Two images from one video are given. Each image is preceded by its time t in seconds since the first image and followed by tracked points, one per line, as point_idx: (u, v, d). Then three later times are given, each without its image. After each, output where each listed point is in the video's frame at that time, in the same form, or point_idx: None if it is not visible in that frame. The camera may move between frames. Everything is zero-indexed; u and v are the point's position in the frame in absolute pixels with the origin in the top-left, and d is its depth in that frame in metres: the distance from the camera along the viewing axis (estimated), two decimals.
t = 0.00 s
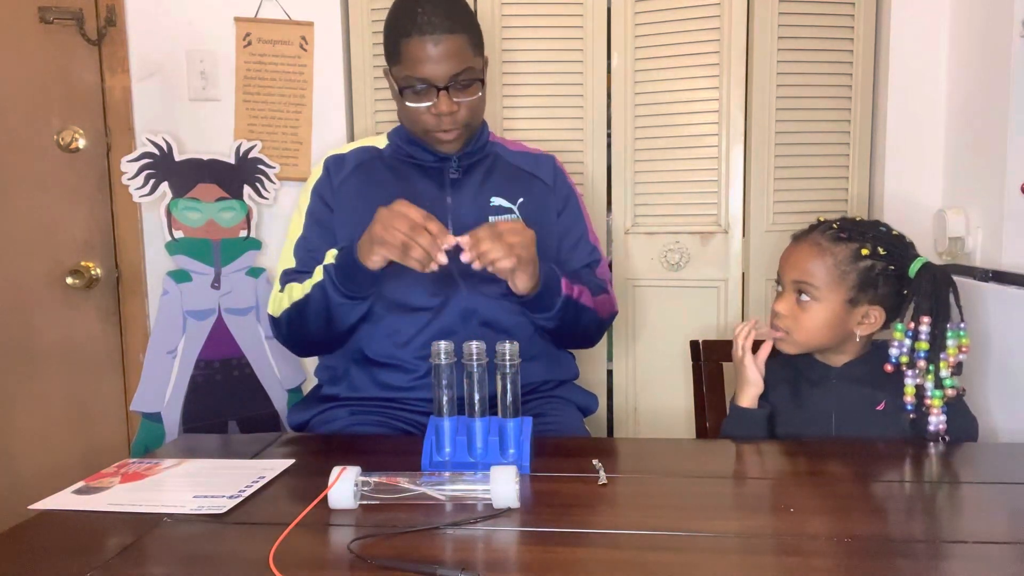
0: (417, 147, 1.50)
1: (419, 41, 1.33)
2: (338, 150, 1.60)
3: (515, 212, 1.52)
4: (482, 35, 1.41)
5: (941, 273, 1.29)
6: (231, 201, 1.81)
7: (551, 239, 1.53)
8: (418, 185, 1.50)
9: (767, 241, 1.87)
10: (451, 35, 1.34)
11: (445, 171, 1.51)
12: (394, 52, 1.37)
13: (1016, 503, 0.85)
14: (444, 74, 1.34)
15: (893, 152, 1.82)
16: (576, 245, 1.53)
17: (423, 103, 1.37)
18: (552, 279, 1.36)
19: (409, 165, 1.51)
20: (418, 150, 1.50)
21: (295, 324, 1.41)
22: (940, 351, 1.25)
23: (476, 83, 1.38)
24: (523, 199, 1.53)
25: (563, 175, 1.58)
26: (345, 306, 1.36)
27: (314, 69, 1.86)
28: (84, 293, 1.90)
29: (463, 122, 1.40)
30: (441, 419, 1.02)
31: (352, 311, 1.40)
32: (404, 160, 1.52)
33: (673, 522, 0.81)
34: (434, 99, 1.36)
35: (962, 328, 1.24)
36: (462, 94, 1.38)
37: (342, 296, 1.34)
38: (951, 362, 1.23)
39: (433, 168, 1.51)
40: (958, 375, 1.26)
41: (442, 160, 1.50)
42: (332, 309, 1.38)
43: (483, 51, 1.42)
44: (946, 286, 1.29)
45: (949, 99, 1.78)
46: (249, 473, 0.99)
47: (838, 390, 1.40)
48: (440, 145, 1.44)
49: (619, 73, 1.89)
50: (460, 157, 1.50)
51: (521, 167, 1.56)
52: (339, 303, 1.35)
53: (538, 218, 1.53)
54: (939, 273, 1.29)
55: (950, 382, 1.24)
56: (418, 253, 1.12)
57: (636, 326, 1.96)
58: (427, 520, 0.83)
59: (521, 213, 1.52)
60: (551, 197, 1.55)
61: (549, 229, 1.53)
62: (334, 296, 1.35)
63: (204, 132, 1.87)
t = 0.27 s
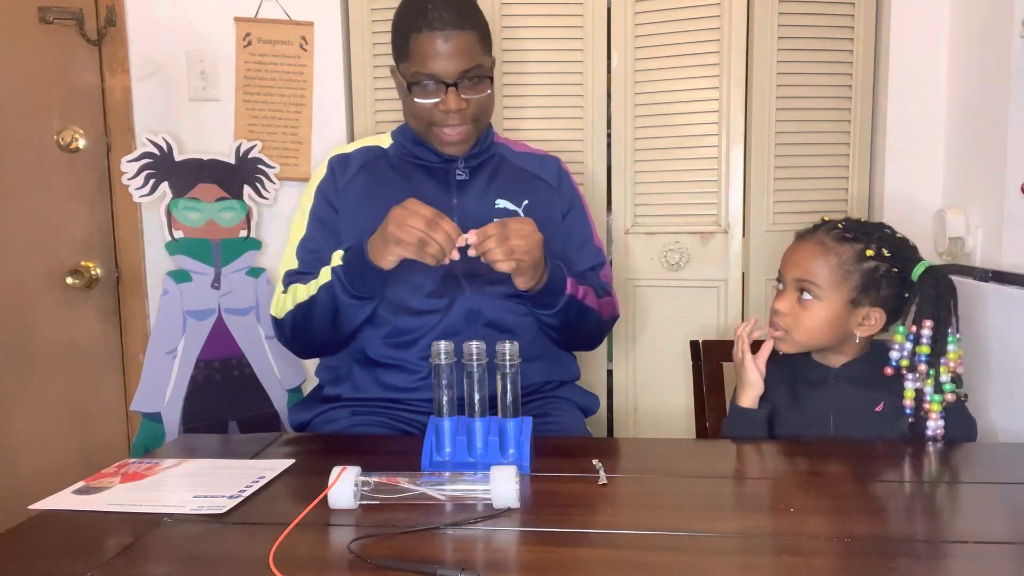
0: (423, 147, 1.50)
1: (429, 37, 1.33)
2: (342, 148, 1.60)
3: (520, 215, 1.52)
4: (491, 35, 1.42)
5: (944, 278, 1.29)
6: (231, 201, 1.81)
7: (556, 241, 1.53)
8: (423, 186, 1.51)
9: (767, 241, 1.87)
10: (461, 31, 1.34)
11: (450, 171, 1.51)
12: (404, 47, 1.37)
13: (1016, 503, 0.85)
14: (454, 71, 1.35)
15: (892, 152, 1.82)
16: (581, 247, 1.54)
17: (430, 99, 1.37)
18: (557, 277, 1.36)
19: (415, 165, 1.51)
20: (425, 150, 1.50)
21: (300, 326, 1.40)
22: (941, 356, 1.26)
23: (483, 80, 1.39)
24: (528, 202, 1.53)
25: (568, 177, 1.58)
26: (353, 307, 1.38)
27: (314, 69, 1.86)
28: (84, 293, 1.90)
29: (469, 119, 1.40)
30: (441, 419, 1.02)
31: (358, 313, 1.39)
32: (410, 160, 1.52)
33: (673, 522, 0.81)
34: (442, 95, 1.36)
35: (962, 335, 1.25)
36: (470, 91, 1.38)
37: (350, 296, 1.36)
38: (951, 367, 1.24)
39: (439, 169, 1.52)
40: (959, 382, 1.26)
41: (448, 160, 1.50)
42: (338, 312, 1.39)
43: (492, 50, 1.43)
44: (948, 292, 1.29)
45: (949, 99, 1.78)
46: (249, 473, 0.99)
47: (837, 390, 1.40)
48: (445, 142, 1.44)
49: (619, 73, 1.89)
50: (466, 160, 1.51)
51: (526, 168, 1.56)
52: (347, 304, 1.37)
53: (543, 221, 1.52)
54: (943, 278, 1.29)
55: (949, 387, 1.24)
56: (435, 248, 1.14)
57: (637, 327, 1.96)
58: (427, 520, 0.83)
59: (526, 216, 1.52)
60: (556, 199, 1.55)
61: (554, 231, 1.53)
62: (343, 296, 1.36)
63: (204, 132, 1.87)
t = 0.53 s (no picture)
0: (428, 144, 1.50)
1: (430, 25, 1.34)
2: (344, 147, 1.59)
3: (524, 216, 1.52)
4: (494, 29, 1.43)
5: (944, 274, 1.29)
6: (232, 201, 1.81)
7: (561, 241, 1.53)
8: (427, 185, 1.50)
9: (767, 241, 1.87)
10: (462, 20, 1.35)
11: (456, 168, 1.51)
12: (405, 39, 1.38)
13: (1016, 503, 0.85)
14: (454, 58, 1.35)
15: (892, 152, 1.82)
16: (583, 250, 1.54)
17: (430, 87, 1.37)
18: (552, 289, 1.36)
19: (419, 166, 1.51)
20: (430, 147, 1.50)
21: (304, 328, 1.40)
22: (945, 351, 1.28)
23: (485, 70, 1.39)
24: (532, 204, 1.53)
25: (573, 179, 1.58)
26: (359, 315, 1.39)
27: (314, 69, 1.86)
28: (84, 293, 1.90)
29: (471, 109, 1.40)
30: (441, 419, 1.02)
31: (364, 322, 1.41)
32: (414, 160, 1.52)
33: (673, 522, 0.81)
34: (442, 83, 1.36)
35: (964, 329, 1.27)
36: (471, 81, 1.38)
37: (358, 307, 1.36)
38: (957, 362, 1.26)
39: (443, 168, 1.52)
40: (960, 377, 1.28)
41: (454, 151, 1.50)
42: (343, 320, 1.40)
43: (494, 45, 1.44)
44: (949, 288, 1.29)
45: (949, 99, 1.78)
46: (248, 473, 0.99)
47: (837, 391, 1.40)
48: (447, 132, 1.44)
49: (619, 73, 1.89)
50: (470, 151, 1.50)
51: (530, 169, 1.56)
52: (354, 313, 1.38)
53: (547, 223, 1.52)
54: (942, 274, 1.30)
55: (957, 382, 1.26)
56: (428, 258, 1.15)
57: (636, 327, 1.97)
58: (427, 519, 0.83)
59: (530, 217, 1.52)
60: (559, 201, 1.54)
61: (556, 233, 1.52)
62: (350, 305, 1.37)
63: (204, 132, 1.87)
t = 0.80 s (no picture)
0: (429, 143, 1.49)
1: (431, 21, 1.35)
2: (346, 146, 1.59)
3: (525, 217, 1.52)
4: (496, 28, 1.44)
5: (941, 276, 1.29)
6: (231, 201, 1.81)
7: (561, 242, 1.53)
8: (428, 185, 1.50)
9: (767, 241, 1.87)
10: (463, 15, 1.36)
11: (457, 168, 1.51)
12: (407, 36, 1.40)
13: (1015, 503, 0.85)
14: (455, 53, 1.35)
15: (892, 152, 1.82)
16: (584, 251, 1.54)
17: (431, 82, 1.36)
18: (554, 290, 1.36)
19: (420, 166, 1.51)
20: (432, 145, 1.49)
21: (303, 329, 1.41)
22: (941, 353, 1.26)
23: (487, 66, 1.38)
24: (533, 204, 1.52)
25: (574, 179, 1.57)
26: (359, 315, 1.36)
27: (314, 69, 1.86)
28: (84, 293, 1.90)
29: (472, 104, 1.39)
30: (441, 419, 1.02)
31: (364, 321, 1.39)
32: (415, 160, 1.52)
33: (673, 522, 0.81)
34: (443, 77, 1.36)
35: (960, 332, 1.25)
36: (473, 76, 1.37)
37: (356, 305, 1.34)
38: (951, 364, 1.24)
39: (445, 169, 1.51)
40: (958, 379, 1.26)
41: (454, 152, 1.50)
42: (343, 319, 1.39)
43: (496, 42, 1.45)
44: (946, 290, 1.28)
45: (948, 99, 1.78)
46: (248, 473, 0.99)
47: (836, 391, 1.40)
48: (448, 126, 1.43)
49: (619, 73, 1.89)
50: (472, 150, 1.50)
51: (531, 170, 1.55)
52: (352, 312, 1.35)
53: (548, 224, 1.52)
54: (939, 276, 1.29)
55: (950, 385, 1.24)
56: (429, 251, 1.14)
57: (636, 326, 1.97)
58: (427, 520, 0.83)
59: (531, 218, 1.52)
60: (561, 202, 1.54)
61: (557, 234, 1.53)
62: (348, 304, 1.34)
63: (204, 132, 1.87)
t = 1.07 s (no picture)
0: (428, 144, 1.50)
1: (433, 27, 1.34)
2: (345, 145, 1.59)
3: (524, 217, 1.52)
4: (498, 33, 1.43)
5: (939, 277, 1.29)
6: (231, 201, 1.81)
7: (560, 241, 1.53)
8: (427, 186, 1.50)
9: (767, 241, 1.87)
10: (466, 22, 1.35)
11: (456, 168, 1.51)
12: (408, 40, 1.39)
13: (1015, 503, 0.85)
14: (457, 61, 1.35)
15: (893, 152, 1.82)
16: (583, 250, 1.54)
17: (432, 89, 1.37)
18: (559, 275, 1.36)
19: (419, 166, 1.51)
20: (430, 146, 1.50)
21: (296, 322, 1.42)
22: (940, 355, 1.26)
23: (488, 74, 1.38)
24: (531, 204, 1.52)
25: (572, 178, 1.57)
26: (349, 301, 1.36)
27: (314, 69, 1.86)
28: (84, 293, 1.90)
29: (472, 112, 1.40)
30: (441, 419, 1.02)
31: (354, 305, 1.38)
32: (414, 160, 1.52)
33: (673, 522, 0.81)
34: (445, 85, 1.36)
35: (957, 334, 1.25)
36: (474, 84, 1.37)
37: (346, 292, 1.34)
38: (949, 367, 1.24)
39: (444, 169, 1.51)
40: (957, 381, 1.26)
41: (453, 154, 1.50)
42: (333, 303, 1.39)
43: (498, 48, 1.44)
44: (943, 291, 1.28)
45: (948, 99, 1.78)
46: (248, 473, 0.99)
47: (836, 392, 1.40)
48: (448, 133, 1.44)
49: (619, 73, 1.89)
50: (471, 152, 1.50)
51: (530, 169, 1.55)
52: (342, 298, 1.35)
53: (547, 224, 1.52)
54: (937, 277, 1.29)
55: (948, 387, 1.24)
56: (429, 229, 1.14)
57: (636, 326, 1.96)
58: (427, 520, 0.83)
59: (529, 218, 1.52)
60: (560, 201, 1.54)
61: (556, 232, 1.53)
62: (337, 290, 1.34)
63: (204, 132, 1.87)
